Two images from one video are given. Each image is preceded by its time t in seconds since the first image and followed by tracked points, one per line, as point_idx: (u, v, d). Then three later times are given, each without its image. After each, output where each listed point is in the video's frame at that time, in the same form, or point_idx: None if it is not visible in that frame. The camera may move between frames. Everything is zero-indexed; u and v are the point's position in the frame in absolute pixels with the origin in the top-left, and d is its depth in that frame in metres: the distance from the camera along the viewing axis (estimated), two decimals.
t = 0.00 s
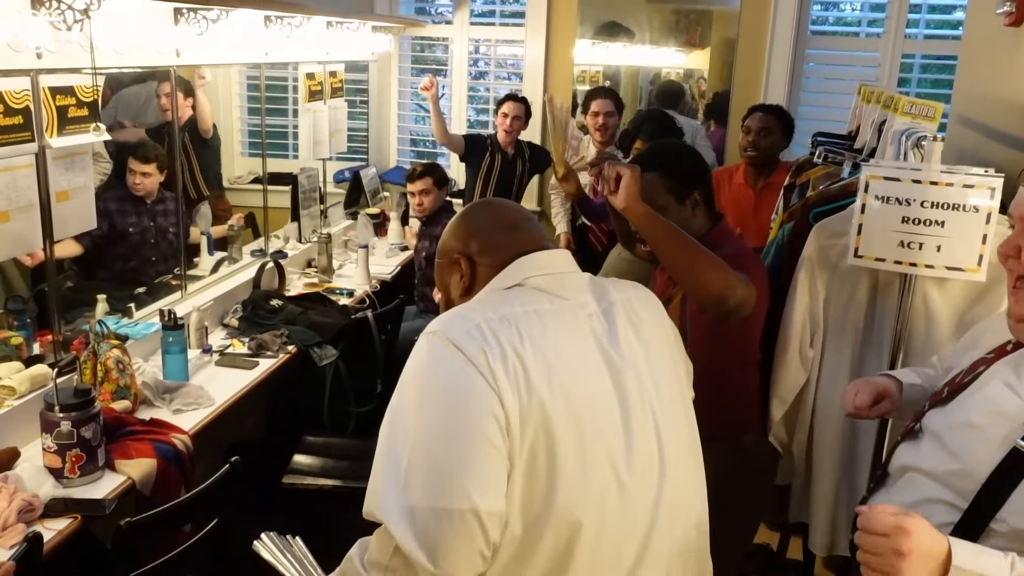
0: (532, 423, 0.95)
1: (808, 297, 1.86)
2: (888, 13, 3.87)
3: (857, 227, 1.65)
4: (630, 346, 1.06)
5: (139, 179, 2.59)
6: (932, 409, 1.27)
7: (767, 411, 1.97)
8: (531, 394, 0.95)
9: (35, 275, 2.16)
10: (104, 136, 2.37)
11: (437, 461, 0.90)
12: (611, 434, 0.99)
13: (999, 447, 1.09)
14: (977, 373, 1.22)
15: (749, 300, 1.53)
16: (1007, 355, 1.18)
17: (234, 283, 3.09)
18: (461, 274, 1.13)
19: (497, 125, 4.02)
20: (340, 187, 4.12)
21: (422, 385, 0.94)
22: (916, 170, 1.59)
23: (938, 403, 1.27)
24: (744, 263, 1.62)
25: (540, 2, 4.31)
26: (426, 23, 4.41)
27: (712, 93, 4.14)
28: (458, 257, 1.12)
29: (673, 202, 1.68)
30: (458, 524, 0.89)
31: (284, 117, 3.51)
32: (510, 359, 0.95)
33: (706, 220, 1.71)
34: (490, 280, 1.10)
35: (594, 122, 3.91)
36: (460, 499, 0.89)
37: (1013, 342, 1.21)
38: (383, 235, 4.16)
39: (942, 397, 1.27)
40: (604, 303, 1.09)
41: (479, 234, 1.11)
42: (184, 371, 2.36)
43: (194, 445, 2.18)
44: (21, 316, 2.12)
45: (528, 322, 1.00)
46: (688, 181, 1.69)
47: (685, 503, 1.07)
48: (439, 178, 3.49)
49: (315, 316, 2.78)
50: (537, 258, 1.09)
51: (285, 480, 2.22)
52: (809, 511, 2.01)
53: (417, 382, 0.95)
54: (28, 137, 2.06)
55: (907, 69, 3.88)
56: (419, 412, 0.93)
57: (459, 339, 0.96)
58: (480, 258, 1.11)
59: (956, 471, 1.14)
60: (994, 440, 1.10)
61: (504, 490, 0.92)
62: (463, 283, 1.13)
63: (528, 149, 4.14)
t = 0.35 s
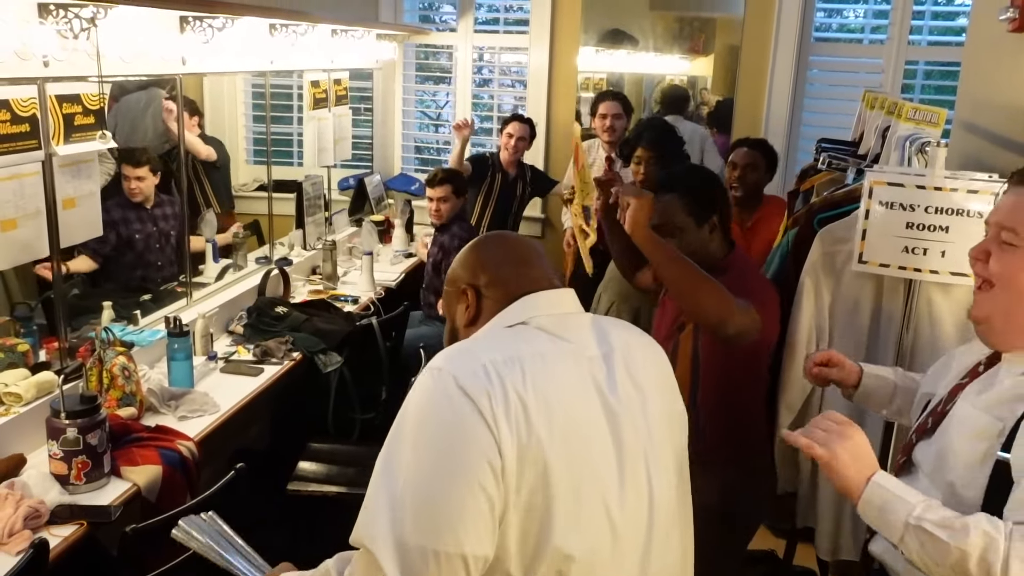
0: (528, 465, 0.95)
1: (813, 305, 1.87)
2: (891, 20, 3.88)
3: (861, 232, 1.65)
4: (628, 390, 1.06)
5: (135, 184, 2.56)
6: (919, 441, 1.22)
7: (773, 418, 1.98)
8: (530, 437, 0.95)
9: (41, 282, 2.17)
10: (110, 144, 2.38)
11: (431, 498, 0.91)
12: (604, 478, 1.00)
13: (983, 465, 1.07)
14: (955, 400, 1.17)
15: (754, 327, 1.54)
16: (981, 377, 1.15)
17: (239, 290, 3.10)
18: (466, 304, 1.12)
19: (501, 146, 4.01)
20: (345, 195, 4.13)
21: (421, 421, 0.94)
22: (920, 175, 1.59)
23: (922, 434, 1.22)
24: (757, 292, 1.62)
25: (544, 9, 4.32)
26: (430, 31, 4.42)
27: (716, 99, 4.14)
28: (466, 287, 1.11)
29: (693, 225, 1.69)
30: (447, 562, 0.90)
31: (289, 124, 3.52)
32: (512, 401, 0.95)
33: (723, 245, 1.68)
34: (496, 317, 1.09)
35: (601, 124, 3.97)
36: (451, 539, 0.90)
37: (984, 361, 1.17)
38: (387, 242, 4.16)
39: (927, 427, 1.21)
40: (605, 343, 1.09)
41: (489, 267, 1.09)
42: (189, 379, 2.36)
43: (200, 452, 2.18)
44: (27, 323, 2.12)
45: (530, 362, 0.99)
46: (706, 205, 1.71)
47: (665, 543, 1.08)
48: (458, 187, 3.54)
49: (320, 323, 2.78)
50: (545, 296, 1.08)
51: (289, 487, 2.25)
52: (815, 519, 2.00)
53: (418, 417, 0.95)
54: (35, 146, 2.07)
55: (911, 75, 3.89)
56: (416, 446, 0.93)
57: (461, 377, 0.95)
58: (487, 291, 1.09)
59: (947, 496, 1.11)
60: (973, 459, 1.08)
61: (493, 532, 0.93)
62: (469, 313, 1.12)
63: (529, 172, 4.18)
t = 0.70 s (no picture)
0: (521, 405, 0.98)
1: (816, 307, 1.86)
2: (894, 26, 3.88)
3: (865, 237, 1.64)
4: (628, 343, 1.09)
5: (130, 187, 2.51)
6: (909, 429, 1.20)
7: (776, 423, 1.97)
8: (524, 377, 0.98)
9: (46, 288, 2.17)
10: (115, 151, 2.39)
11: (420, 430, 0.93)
12: (597, 423, 1.02)
13: (969, 448, 1.05)
14: (942, 387, 1.17)
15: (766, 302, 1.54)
16: (964, 362, 1.15)
17: (243, 296, 3.10)
18: (463, 253, 1.15)
19: (506, 141, 4.03)
20: (348, 201, 4.14)
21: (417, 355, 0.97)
22: (924, 180, 1.59)
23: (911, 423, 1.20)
24: (767, 270, 1.63)
25: (547, 16, 4.33)
26: (433, 38, 4.43)
27: (719, 105, 4.15)
28: (464, 237, 1.14)
29: (705, 205, 1.71)
30: (435, 496, 0.93)
31: (292, 131, 3.53)
32: (511, 339, 0.98)
33: (734, 229, 1.72)
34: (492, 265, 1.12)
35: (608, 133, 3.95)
36: (441, 472, 0.93)
37: (966, 347, 1.18)
38: (390, 248, 4.16)
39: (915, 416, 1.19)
40: (607, 297, 1.11)
41: (486, 218, 1.12)
42: (193, 385, 2.36)
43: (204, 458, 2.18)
44: (32, 330, 2.13)
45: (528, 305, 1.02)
46: (721, 188, 1.72)
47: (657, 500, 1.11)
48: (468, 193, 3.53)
49: (324, 329, 2.79)
50: (542, 246, 1.10)
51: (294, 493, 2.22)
52: (818, 524, 1.99)
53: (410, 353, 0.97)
54: (40, 152, 2.08)
55: (914, 81, 3.89)
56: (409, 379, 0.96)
57: (458, 314, 0.99)
58: (484, 241, 1.12)
59: (934, 482, 1.09)
60: (960, 442, 1.06)
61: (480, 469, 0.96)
62: (465, 262, 1.15)
63: (532, 166, 4.16)
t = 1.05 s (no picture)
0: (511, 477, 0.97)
1: (818, 318, 1.87)
2: (892, 38, 3.90)
3: (865, 250, 1.65)
4: (634, 385, 1.07)
5: (125, 204, 2.49)
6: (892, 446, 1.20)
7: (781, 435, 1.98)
8: (514, 436, 0.96)
9: (46, 297, 2.17)
10: (117, 161, 2.40)
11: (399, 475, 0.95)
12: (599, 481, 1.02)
13: (947, 469, 1.05)
14: (927, 403, 1.16)
15: (758, 319, 1.53)
16: (949, 378, 1.15)
17: (243, 306, 3.10)
18: (471, 276, 1.13)
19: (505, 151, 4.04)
20: (349, 211, 4.14)
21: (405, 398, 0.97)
22: (923, 193, 1.60)
23: (895, 438, 1.20)
24: (760, 281, 1.63)
25: (547, 28, 4.34)
26: (433, 49, 4.44)
27: (719, 116, 4.16)
28: (472, 258, 1.13)
29: (700, 219, 1.71)
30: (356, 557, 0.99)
31: (293, 142, 3.54)
32: (503, 414, 0.96)
33: (728, 241, 1.72)
34: (504, 290, 1.11)
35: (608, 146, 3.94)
36: (365, 540, 0.98)
37: (952, 364, 1.17)
38: (391, 259, 4.17)
39: (899, 431, 1.20)
40: (618, 336, 1.10)
41: (496, 240, 1.11)
42: (193, 395, 2.36)
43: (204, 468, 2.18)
44: (33, 339, 2.13)
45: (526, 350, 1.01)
46: (715, 202, 1.73)
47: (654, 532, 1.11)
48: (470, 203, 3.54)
49: (324, 339, 2.79)
50: (541, 282, 1.10)
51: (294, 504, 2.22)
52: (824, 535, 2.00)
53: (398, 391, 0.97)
54: (42, 163, 2.08)
55: (912, 93, 3.90)
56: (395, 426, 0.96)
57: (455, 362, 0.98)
58: (494, 264, 1.11)
59: (912, 504, 1.10)
60: (938, 464, 1.06)
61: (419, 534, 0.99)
62: (472, 284, 1.14)
63: (532, 179, 4.16)
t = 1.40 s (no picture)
0: None
1: (810, 329, 1.86)
2: (885, 50, 3.91)
3: (859, 261, 1.65)
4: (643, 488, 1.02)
5: (121, 202, 2.50)
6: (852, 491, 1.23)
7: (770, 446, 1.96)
8: (537, 556, 0.89)
9: (35, 308, 2.16)
10: (108, 170, 2.39)
11: None
12: None
13: (891, 516, 1.07)
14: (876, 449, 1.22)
15: (757, 360, 1.54)
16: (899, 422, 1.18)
17: (235, 317, 3.09)
18: (496, 342, 1.01)
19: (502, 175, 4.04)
20: (342, 222, 4.13)
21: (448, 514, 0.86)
22: (915, 204, 1.60)
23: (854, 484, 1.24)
24: (761, 318, 1.65)
25: (541, 39, 4.35)
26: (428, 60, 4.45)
27: (712, 128, 4.17)
28: (501, 325, 1.00)
29: (704, 246, 1.71)
30: None
31: (287, 152, 3.53)
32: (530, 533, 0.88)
33: (730, 271, 1.73)
34: (541, 352, 1.00)
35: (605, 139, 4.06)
36: None
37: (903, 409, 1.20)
38: (384, 270, 4.16)
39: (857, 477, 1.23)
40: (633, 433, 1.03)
41: (525, 315, 0.99)
42: (184, 407, 2.35)
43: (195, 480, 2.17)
44: (22, 350, 2.11)
45: (566, 461, 0.93)
46: (721, 229, 1.72)
47: None
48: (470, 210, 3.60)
49: (317, 350, 2.78)
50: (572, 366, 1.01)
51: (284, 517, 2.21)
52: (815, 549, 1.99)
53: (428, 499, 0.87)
54: (33, 172, 2.07)
55: (905, 105, 3.92)
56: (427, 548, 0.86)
57: (491, 472, 0.88)
58: (528, 337, 1.00)
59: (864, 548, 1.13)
60: (881, 511, 1.09)
61: None
62: (496, 352, 1.01)
63: (527, 199, 4.18)
